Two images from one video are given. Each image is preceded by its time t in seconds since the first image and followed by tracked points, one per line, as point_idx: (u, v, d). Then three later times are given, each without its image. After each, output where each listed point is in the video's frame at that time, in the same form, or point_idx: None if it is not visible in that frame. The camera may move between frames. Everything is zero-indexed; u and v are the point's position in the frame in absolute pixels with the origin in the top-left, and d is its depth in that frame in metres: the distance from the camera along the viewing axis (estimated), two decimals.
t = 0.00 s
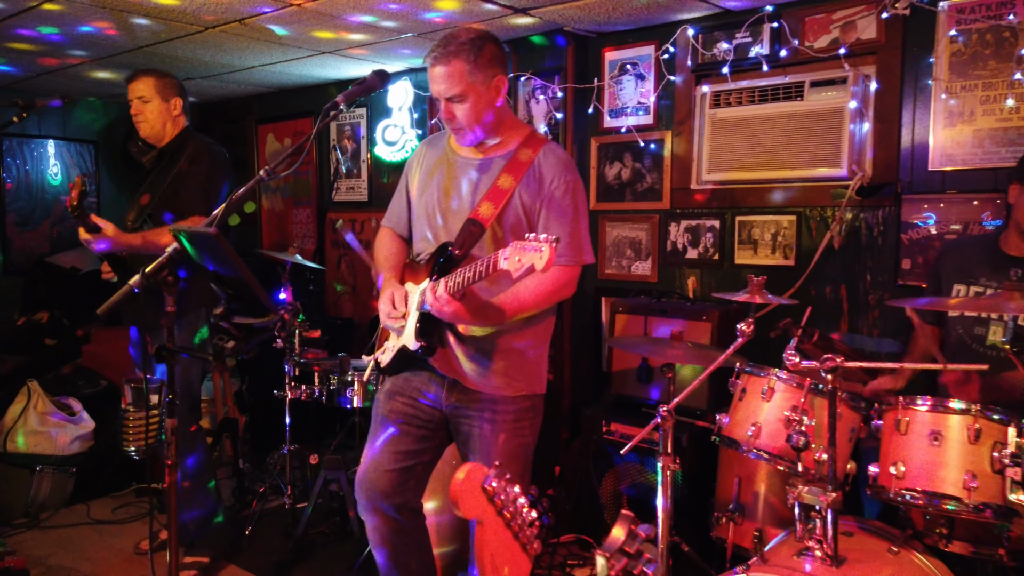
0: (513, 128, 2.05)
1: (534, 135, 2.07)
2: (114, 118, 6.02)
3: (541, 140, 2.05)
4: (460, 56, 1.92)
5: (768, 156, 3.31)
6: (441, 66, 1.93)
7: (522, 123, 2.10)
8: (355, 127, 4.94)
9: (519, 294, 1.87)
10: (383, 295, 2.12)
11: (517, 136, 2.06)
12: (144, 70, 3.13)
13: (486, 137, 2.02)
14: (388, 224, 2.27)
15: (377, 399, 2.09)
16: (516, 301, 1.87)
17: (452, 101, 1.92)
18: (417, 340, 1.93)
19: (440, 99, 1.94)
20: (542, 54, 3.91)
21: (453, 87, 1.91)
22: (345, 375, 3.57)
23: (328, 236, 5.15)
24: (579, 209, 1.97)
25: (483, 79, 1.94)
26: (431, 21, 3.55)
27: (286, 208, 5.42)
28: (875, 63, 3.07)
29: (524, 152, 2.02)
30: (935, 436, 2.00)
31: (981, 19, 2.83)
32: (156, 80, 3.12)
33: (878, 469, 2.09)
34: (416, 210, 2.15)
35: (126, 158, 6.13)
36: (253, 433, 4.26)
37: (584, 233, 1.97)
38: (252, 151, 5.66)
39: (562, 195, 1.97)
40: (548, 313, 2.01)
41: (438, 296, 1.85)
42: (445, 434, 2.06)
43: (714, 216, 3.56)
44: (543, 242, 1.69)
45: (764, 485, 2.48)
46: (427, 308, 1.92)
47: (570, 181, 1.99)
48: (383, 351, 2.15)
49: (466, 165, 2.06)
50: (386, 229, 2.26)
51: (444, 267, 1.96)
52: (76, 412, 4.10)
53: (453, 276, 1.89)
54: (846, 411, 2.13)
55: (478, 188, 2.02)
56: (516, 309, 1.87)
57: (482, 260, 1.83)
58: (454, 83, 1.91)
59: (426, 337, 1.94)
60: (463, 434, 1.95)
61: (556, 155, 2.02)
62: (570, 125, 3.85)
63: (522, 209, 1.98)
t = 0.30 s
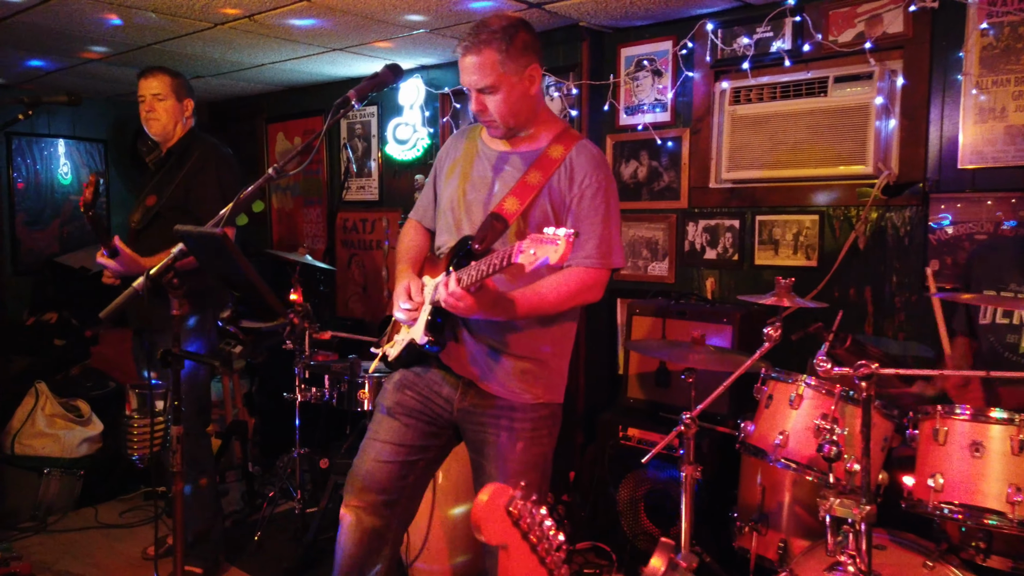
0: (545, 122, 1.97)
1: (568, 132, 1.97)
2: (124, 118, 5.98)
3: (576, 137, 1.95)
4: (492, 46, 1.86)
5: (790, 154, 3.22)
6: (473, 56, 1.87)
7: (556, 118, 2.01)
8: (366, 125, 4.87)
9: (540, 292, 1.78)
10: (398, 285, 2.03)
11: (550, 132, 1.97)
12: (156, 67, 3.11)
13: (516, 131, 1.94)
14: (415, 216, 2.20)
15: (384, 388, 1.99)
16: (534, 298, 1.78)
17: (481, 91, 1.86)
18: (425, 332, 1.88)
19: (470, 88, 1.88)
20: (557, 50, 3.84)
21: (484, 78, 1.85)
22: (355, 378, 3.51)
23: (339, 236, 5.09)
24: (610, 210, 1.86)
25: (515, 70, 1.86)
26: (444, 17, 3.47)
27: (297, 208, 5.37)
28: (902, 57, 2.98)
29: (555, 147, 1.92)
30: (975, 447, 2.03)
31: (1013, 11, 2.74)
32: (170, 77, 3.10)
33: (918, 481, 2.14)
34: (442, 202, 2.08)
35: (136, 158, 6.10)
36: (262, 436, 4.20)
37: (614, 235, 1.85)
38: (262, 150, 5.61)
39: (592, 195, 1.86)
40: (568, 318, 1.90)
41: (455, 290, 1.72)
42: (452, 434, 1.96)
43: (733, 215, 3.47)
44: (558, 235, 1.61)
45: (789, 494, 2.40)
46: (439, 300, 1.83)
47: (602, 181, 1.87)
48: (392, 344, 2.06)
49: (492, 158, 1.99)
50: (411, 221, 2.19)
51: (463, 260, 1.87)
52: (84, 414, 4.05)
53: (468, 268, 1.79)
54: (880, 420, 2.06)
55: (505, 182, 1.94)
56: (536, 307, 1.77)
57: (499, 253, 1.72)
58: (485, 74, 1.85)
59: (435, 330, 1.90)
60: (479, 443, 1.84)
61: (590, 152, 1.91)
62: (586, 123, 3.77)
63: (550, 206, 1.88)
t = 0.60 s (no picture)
0: (561, 134, 1.89)
1: (583, 145, 1.90)
2: (133, 118, 5.95)
3: (591, 150, 1.87)
4: (514, 54, 1.78)
5: (809, 152, 3.16)
6: (493, 63, 1.78)
7: (571, 131, 1.94)
8: (375, 125, 4.81)
9: (552, 303, 1.70)
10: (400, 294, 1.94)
11: (565, 144, 1.89)
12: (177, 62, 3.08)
13: (531, 141, 1.86)
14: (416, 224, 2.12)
15: (384, 413, 1.91)
16: (545, 308, 1.69)
17: (498, 99, 1.78)
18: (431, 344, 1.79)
19: (487, 96, 1.80)
20: (569, 47, 3.76)
21: (503, 86, 1.77)
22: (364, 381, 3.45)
23: (348, 237, 5.04)
24: (626, 226, 1.78)
25: (536, 80, 1.78)
26: (454, 14, 3.40)
27: (306, 208, 5.32)
28: (926, 53, 2.89)
29: (570, 160, 1.85)
30: (1012, 458, 1.96)
31: None
32: (189, 74, 3.06)
33: (952, 493, 2.08)
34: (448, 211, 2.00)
35: (145, 158, 6.06)
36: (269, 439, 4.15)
37: (629, 251, 1.78)
38: (271, 150, 5.56)
39: (609, 208, 1.78)
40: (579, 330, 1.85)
41: (463, 299, 1.65)
42: (457, 456, 1.88)
43: (750, 215, 3.39)
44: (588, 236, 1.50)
45: (811, 503, 2.32)
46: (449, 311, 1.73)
47: (619, 197, 1.80)
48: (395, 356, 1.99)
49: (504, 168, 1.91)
50: (413, 230, 2.11)
51: (471, 267, 1.79)
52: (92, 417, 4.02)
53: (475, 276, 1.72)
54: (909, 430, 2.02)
55: (517, 191, 1.86)
56: (548, 319, 1.69)
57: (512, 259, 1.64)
58: (504, 81, 1.76)
59: (441, 342, 1.81)
60: (486, 459, 1.77)
61: (606, 166, 1.84)
62: (598, 121, 3.70)
63: (564, 218, 1.80)
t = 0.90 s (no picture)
0: (553, 118, 1.82)
1: (575, 129, 1.83)
2: (142, 118, 5.92)
3: (583, 134, 1.80)
4: (512, 31, 1.71)
5: (831, 150, 3.07)
6: (489, 41, 1.71)
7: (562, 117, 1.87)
8: (385, 124, 4.75)
9: (547, 292, 1.62)
10: (382, 292, 1.87)
11: (557, 129, 1.82)
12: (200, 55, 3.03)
13: (525, 125, 1.78)
14: (404, 220, 2.04)
15: (378, 425, 1.83)
16: (542, 297, 1.61)
17: (495, 77, 1.70)
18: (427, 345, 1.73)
19: (483, 74, 1.72)
20: (583, 43, 3.70)
21: (501, 64, 1.69)
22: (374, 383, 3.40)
23: (358, 237, 4.99)
24: (621, 211, 1.72)
25: (535, 60, 1.72)
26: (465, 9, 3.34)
27: (315, 208, 5.27)
28: (952, 47, 2.80)
29: (562, 144, 1.77)
30: None
31: None
32: (211, 70, 3.01)
33: (988, 504, 2.02)
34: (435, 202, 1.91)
35: (154, 157, 6.03)
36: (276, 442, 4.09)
37: (624, 237, 1.71)
38: (280, 149, 5.51)
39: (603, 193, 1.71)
40: (576, 321, 1.78)
41: (459, 291, 1.51)
42: (457, 464, 1.81)
43: (769, 215, 3.31)
44: (597, 211, 1.42)
45: (836, 512, 2.24)
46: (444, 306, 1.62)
47: (613, 181, 1.73)
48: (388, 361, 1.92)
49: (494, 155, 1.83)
50: (401, 227, 2.03)
51: (464, 259, 1.72)
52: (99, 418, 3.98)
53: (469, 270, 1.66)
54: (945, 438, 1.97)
55: (507, 178, 1.78)
56: (544, 309, 1.61)
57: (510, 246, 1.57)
58: (502, 60, 1.68)
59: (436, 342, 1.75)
60: (486, 466, 1.69)
61: (599, 150, 1.77)
62: (612, 119, 3.62)
63: (557, 203, 1.72)
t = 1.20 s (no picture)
0: (559, 122, 1.75)
1: (582, 131, 1.76)
2: (153, 118, 5.91)
3: (591, 136, 1.74)
4: (514, 39, 1.64)
5: (851, 150, 3.01)
6: (490, 48, 1.64)
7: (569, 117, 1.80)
8: (396, 124, 4.71)
9: (558, 302, 1.57)
10: (392, 302, 1.85)
11: (564, 133, 1.75)
12: (216, 60, 2.95)
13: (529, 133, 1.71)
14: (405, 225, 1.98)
15: (383, 427, 1.78)
16: (553, 310, 1.57)
17: (496, 86, 1.64)
18: (435, 356, 1.70)
19: (483, 82, 1.66)
20: (597, 42, 3.64)
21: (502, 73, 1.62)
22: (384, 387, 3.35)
23: (368, 238, 4.95)
24: (632, 216, 1.65)
25: (537, 68, 1.65)
26: (477, 8, 3.29)
27: (326, 209, 5.24)
28: (977, 45, 2.73)
29: (569, 148, 1.71)
30: None
31: None
32: (223, 79, 2.92)
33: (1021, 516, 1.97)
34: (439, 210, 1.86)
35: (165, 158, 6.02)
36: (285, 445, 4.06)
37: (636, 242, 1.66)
38: (290, 149, 5.48)
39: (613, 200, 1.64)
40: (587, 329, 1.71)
41: (465, 309, 1.56)
42: (464, 468, 1.76)
43: (787, 216, 3.24)
44: (608, 242, 1.37)
45: (859, 522, 2.18)
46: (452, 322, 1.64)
47: (623, 185, 1.66)
48: (394, 368, 1.89)
49: (499, 160, 1.78)
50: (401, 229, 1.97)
51: (471, 272, 1.68)
52: (109, 420, 3.96)
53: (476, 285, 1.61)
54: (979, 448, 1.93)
55: (515, 187, 1.72)
56: (557, 321, 1.58)
57: (518, 266, 1.51)
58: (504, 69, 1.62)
59: (443, 351, 1.72)
60: (495, 475, 1.64)
61: (608, 153, 1.71)
62: (627, 119, 3.56)
63: (566, 212, 1.66)
